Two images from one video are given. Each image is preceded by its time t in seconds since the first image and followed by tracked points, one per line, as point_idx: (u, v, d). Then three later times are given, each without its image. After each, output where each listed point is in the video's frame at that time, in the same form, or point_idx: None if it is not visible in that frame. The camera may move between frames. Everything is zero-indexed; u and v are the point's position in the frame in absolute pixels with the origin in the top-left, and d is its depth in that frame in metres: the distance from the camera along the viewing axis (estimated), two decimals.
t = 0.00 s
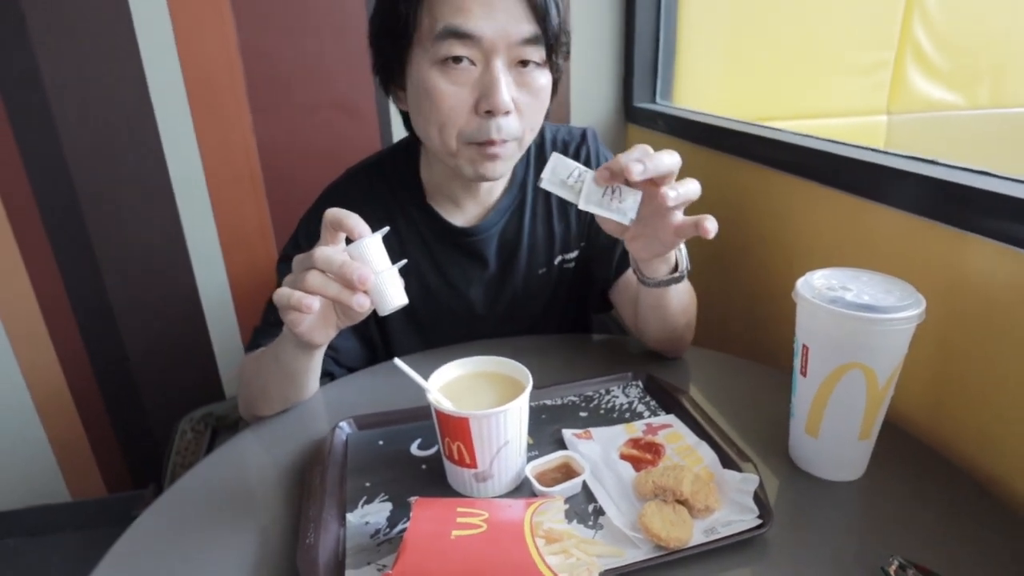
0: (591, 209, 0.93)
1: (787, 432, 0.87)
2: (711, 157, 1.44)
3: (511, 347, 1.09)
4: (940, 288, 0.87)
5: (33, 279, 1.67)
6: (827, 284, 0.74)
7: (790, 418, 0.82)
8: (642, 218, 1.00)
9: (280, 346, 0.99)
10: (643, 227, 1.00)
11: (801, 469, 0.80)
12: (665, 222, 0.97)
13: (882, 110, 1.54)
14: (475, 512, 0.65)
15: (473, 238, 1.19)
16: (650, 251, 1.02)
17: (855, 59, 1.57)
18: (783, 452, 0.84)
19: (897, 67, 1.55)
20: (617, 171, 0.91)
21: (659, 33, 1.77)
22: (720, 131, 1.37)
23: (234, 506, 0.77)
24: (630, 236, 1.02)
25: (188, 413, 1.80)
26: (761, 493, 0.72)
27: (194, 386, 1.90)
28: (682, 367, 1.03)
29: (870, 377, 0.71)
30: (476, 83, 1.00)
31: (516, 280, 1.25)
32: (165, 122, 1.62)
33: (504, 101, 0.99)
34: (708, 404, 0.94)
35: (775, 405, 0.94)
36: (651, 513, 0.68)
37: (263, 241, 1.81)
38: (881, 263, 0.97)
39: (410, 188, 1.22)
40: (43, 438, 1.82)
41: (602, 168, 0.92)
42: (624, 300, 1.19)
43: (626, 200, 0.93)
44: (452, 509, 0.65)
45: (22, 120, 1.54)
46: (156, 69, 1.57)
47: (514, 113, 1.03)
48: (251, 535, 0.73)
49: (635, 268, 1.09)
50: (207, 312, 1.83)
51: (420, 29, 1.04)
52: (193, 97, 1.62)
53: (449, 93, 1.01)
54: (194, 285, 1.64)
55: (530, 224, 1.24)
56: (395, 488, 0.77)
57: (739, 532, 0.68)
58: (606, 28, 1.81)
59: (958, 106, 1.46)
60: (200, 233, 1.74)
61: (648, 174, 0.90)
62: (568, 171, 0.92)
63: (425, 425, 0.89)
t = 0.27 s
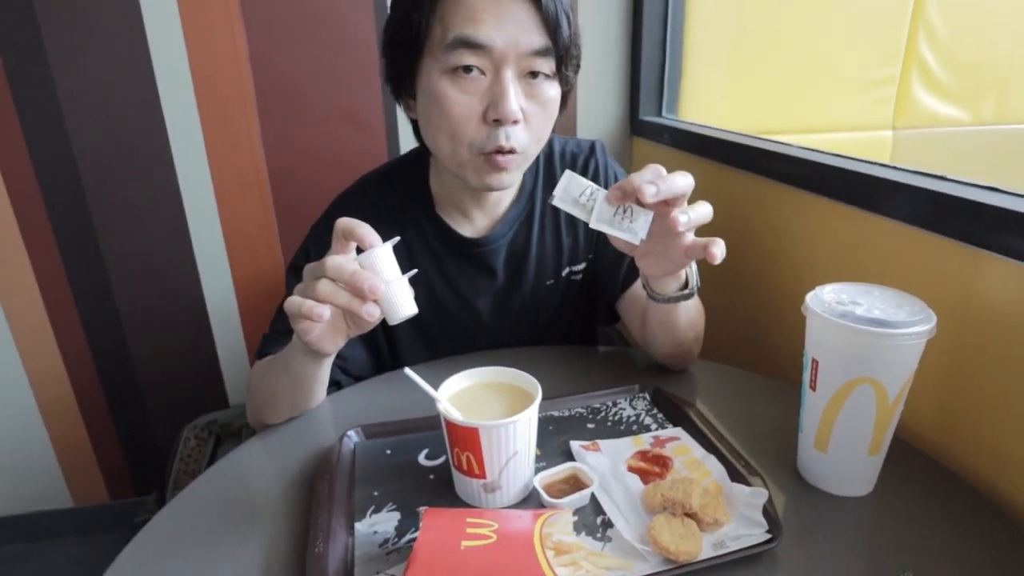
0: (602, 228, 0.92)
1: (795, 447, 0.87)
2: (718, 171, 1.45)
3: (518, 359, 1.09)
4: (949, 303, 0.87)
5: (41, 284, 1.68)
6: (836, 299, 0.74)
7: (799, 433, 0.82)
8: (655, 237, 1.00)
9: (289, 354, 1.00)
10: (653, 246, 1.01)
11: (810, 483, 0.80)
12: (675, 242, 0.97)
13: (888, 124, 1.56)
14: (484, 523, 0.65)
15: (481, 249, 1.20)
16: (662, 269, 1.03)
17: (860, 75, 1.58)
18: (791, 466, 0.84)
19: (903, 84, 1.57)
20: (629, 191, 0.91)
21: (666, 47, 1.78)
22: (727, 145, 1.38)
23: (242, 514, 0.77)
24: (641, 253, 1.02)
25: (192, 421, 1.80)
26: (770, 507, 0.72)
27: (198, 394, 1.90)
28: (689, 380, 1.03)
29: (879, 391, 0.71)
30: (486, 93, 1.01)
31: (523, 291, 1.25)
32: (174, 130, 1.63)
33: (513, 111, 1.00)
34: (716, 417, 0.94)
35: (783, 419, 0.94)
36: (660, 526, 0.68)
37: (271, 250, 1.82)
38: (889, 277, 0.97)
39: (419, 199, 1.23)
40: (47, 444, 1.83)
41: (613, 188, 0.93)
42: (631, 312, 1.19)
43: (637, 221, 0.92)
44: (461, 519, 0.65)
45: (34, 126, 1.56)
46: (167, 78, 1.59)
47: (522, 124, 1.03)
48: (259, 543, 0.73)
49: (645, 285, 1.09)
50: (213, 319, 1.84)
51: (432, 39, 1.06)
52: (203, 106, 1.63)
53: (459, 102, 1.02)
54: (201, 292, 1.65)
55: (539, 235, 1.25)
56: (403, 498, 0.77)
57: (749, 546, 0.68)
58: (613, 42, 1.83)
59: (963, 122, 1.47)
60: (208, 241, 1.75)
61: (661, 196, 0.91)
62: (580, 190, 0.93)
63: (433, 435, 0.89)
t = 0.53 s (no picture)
0: (596, 248, 0.94)
1: (800, 456, 0.87)
2: (723, 180, 1.45)
3: (523, 367, 1.09)
4: (954, 313, 0.87)
5: (45, 289, 1.68)
6: (843, 308, 0.74)
7: (805, 443, 0.82)
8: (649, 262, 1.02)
9: (295, 364, 1.00)
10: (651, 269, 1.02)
11: (816, 493, 0.80)
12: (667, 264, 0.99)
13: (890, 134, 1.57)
14: (491, 532, 0.64)
15: (486, 257, 1.20)
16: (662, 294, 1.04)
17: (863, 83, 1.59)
18: (798, 476, 0.83)
19: (905, 92, 1.58)
20: (624, 215, 0.94)
21: (670, 55, 1.79)
22: (731, 153, 1.38)
23: (247, 522, 0.77)
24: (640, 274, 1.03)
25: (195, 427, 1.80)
26: (777, 517, 0.72)
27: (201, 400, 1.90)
28: (694, 388, 1.03)
29: (886, 401, 0.71)
30: (493, 98, 1.02)
31: (527, 299, 1.26)
32: (180, 137, 1.64)
33: (520, 115, 1.01)
34: (721, 426, 0.94)
35: (789, 428, 0.93)
36: (667, 536, 0.68)
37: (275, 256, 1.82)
38: (894, 287, 0.97)
39: (424, 207, 1.23)
40: (49, 449, 1.82)
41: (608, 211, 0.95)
42: (636, 320, 1.19)
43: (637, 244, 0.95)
44: (468, 529, 0.65)
45: (40, 132, 1.57)
46: (173, 85, 1.60)
47: (529, 129, 1.04)
48: (264, 551, 0.73)
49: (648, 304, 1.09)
50: (216, 325, 1.84)
51: (439, 44, 1.06)
52: (208, 114, 1.64)
53: (466, 107, 1.02)
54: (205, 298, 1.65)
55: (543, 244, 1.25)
56: (409, 506, 0.77)
57: (756, 556, 0.68)
58: (617, 50, 1.84)
59: (964, 131, 1.48)
60: (212, 247, 1.76)
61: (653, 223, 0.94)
62: (576, 215, 0.95)
63: (438, 443, 0.89)
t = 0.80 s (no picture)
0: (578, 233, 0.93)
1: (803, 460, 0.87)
2: (724, 183, 1.46)
3: (526, 369, 1.09)
4: (957, 317, 0.87)
5: (46, 290, 1.69)
6: (846, 312, 0.74)
7: (808, 446, 0.82)
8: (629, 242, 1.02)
9: (297, 365, 1.00)
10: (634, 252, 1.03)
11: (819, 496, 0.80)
12: (647, 237, 0.99)
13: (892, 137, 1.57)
14: (495, 535, 0.64)
15: (487, 260, 1.20)
16: (647, 276, 1.03)
17: (864, 87, 1.60)
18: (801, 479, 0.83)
19: (906, 96, 1.58)
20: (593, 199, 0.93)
21: (671, 59, 1.79)
22: (733, 156, 1.38)
23: (251, 524, 0.77)
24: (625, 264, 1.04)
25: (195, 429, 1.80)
26: (781, 520, 0.72)
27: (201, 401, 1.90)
28: (696, 391, 1.03)
29: (889, 405, 0.71)
30: (495, 96, 1.02)
31: (529, 302, 1.26)
32: (182, 138, 1.64)
33: (522, 114, 1.00)
34: (724, 429, 0.94)
35: (792, 431, 0.94)
36: (671, 539, 0.68)
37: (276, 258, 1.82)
38: (896, 291, 0.98)
39: (426, 210, 1.23)
40: (49, 450, 1.82)
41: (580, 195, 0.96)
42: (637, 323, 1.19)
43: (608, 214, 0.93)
44: (472, 531, 0.65)
45: (43, 133, 1.57)
46: (175, 87, 1.60)
47: (531, 128, 1.04)
48: (268, 554, 0.73)
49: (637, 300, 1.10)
50: (217, 327, 1.84)
51: (441, 44, 1.06)
52: (210, 115, 1.64)
53: (468, 106, 1.02)
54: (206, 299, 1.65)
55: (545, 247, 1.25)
56: (412, 509, 0.77)
57: (760, 559, 0.67)
58: (619, 53, 1.84)
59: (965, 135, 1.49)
60: (214, 249, 1.76)
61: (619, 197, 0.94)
62: (551, 205, 0.94)
63: (441, 445, 0.89)
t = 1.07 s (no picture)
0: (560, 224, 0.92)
1: (800, 465, 0.87)
2: (721, 188, 1.46)
3: (523, 373, 1.09)
4: (954, 322, 0.87)
5: (41, 292, 1.68)
6: (844, 317, 0.75)
7: (806, 452, 0.82)
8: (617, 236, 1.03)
9: (294, 369, 1.00)
10: (623, 250, 1.04)
11: (817, 502, 0.80)
12: (634, 229, 1.01)
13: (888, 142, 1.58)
14: (493, 539, 0.64)
15: (484, 265, 1.20)
16: (638, 270, 1.04)
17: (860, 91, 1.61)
18: (799, 484, 0.83)
19: (903, 101, 1.58)
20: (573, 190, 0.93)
21: (669, 63, 1.80)
22: (730, 161, 1.39)
23: (247, 529, 0.77)
24: (615, 264, 1.06)
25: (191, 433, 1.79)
26: (779, 525, 0.72)
27: (197, 405, 1.89)
28: (694, 396, 1.03)
29: (887, 410, 0.71)
30: (495, 110, 1.02)
31: (526, 308, 1.26)
32: (180, 141, 1.64)
33: (522, 128, 1.00)
34: (721, 434, 0.94)
35: (789, 436, 0.93)
36: (669, 543, 0.68)
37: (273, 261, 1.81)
38: (893, 296, 0.98)
39: (423, 216, 1.23)
40: (43, 453, 1.81)
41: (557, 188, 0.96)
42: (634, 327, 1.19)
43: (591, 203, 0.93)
44: (469, 535, 0.65)
45: (39, 134, 1.57)
46: (173, 89, 1.60)
47: (531, 140, 1.04)
48: (263, 559, 0.72)
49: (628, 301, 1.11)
50: (214, 330, 1.83)
51: (441, 56, 1.06)
52: (208, 117, 1.64)
53: (468, 119, 1.02)
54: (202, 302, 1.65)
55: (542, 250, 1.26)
56: (409, 514, 0.77)
57: (758, 564, 0.67)
58: (617, 58, 1.85)
59: (959, 140, 1.46)
60: (210, 251, 1.75)
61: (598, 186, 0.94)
62: (536, 198, 0.92)
63: (437, 450, 0.89)
